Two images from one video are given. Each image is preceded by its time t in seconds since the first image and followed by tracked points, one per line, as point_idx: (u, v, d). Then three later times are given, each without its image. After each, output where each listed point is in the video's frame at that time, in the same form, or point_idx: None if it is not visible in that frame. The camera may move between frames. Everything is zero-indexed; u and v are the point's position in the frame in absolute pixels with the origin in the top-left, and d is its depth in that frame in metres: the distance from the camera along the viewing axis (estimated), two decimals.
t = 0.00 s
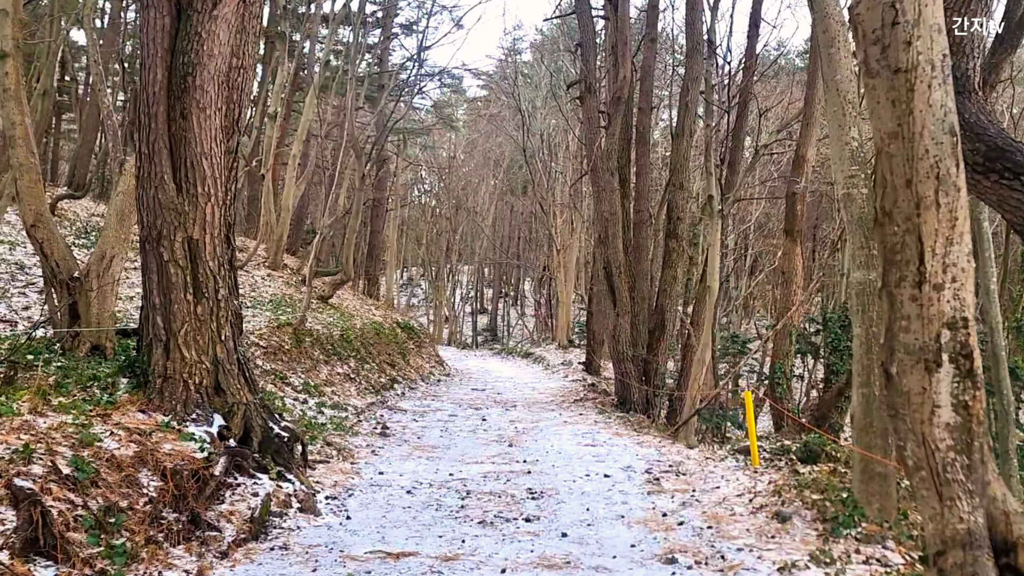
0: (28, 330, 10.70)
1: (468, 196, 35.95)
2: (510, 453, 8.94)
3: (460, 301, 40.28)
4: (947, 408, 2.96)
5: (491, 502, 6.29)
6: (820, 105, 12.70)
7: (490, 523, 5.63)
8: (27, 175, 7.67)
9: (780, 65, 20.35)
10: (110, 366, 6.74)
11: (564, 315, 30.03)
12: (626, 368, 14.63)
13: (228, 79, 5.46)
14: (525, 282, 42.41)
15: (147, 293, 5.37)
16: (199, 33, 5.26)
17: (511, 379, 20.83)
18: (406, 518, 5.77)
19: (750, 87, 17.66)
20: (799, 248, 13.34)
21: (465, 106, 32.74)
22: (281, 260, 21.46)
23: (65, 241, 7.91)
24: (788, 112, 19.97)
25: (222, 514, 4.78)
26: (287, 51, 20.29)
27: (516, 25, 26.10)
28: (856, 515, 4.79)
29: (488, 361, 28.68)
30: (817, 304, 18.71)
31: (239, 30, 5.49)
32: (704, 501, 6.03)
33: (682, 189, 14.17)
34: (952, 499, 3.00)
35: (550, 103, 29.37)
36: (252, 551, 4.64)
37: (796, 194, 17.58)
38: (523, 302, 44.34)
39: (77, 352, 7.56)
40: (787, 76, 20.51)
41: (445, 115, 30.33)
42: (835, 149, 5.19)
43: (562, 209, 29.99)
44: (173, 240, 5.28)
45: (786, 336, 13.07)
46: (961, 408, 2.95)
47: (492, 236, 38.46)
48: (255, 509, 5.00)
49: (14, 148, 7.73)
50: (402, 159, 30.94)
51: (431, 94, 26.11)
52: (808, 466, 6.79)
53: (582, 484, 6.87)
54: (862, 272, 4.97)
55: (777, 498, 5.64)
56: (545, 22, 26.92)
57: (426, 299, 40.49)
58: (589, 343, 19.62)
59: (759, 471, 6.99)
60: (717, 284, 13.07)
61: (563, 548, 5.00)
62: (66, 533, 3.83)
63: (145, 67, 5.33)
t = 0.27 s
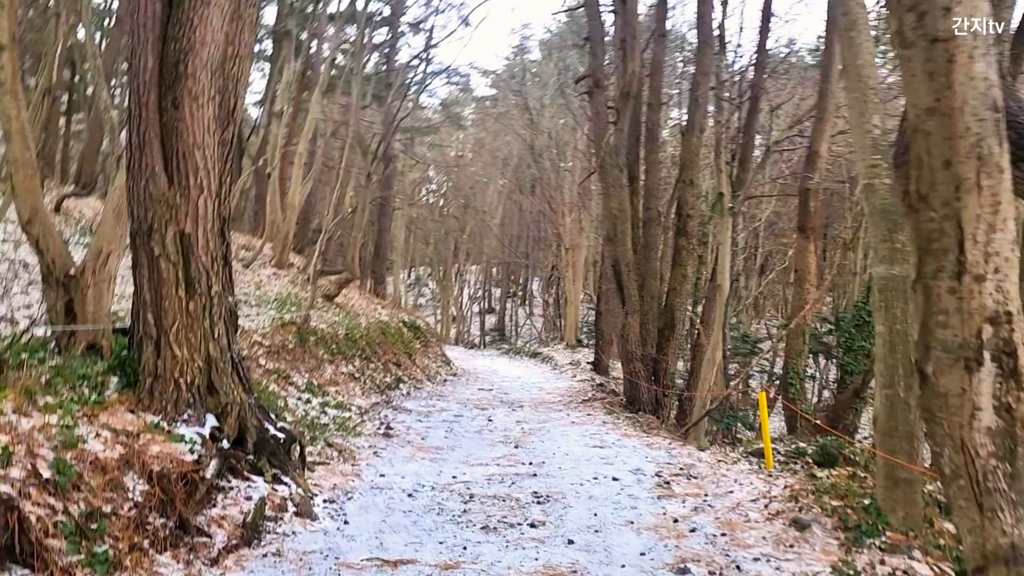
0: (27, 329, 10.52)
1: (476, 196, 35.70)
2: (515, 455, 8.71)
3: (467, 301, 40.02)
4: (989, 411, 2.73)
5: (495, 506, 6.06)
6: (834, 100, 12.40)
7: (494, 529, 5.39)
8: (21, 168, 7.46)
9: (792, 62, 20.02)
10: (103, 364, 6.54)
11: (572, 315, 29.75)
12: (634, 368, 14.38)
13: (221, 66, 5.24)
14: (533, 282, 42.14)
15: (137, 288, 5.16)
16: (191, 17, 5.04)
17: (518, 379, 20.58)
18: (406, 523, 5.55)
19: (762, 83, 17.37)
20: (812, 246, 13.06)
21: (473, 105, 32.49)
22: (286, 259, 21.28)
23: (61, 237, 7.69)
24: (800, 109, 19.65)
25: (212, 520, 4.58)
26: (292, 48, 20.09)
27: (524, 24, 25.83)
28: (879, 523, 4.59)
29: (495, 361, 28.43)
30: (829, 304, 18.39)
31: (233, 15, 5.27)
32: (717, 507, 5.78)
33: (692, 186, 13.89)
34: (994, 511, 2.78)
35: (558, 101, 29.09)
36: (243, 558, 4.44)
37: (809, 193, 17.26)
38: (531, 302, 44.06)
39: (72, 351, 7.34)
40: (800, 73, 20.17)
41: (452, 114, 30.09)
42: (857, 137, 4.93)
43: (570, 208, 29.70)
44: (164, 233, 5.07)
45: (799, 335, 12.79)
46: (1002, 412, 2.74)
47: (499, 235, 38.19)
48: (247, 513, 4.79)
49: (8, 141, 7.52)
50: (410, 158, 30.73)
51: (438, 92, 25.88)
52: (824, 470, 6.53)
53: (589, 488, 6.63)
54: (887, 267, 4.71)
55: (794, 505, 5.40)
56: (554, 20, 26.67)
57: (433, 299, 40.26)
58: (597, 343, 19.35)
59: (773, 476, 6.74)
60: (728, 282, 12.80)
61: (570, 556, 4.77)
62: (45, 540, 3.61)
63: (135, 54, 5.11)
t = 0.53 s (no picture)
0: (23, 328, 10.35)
1: (482, 193, 35.47)
2: (518, 457, 8.50)
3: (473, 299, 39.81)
4: None
5: (496, 513, 5.84)
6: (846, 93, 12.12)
7: (494, 539, 5.17)
8: (11, 164, 7.24)
9: (802, 56, 19.70)
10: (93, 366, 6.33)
11: (579, 313, 29.49)
12: (641, 368, 14.14)
13: (209, 56, 5.03)
14: (540, 280, 41.88)
15: (123, 288, 4.96)
16: (178, 5, 4.83)
17: (525, 378, 20.37)
18: (403, 531, 5.35)
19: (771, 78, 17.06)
20: (824, 243, 12.78)
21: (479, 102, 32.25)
22: (290, 257, 21.11)
23: (54, 234, 7.46)
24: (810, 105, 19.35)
25: (200, 529, 4.38)
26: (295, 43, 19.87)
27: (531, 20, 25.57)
28: (900, 536, 4.47)
29: (501, 359, 28.24)
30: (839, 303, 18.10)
31: (223, 3, 5.05)
32: (727, 515, 5.55)
33: (701, 182, 13.64)
34: None
35: (565, 97, 28.82)
36: (230, 571, 4.22)
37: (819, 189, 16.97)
38: (538, 300, 43.82)
39: (64, 352, 7.11)
40: (810, 68, 19.87)
41: (458, 111, 29.86)
42: (876, 129, 4.68)
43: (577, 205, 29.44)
44: (150, 231, 4.87)
45: (810, 335, 12.52)
46: None
47: (506, 233, 37.95)
48: (236, 522, 4.58)
49: None
50: (415, 155, 30.52)
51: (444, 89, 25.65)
52: (839, 476, 6.30)
53: (594, 494, 6.41)
54: (907, 266, 4.49)
55: (809, 514, 5.17)
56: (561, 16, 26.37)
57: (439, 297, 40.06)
58: (604, 342, 19.11)
59: (785, 481, 6.50)
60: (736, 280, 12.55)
61: (574, 569, 4.54)
62: (17, 553, 3.38)
63: (120, 44, 4.90)
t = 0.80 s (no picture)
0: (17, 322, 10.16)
1: (488, 189, 35.19)
2: (521, 456, 8.27)
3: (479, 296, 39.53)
4: None
5: (496, 515, 5.61)
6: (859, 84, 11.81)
7: (493, 542, 4.94)
8: None
9: (812, 49, 19.37)
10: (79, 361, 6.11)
11: (585, 310, 29.21)
12: (648, 365, 13.89)
13: (194, 36, 4.81)
14: (546, 277, 41.58)
15: (105, 279, 4.75)
16: None
17: (529, 375, 20.11)
18: (398, 534, 5.12)
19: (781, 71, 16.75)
20: (835, 237, 12.50)
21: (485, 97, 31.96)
22: (293, 252, 20.91)
23: (43, 226, 7.23)
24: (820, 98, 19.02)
25: (182, 532, 4.16)
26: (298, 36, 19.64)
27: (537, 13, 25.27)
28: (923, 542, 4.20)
29: (506, 356, 28.00)
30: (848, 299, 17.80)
31: None
32: (737, 518, 5.30)
33: (709, 175, 13.36)
34: None
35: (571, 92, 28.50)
36: None
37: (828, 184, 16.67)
38: (544, 296, 43.52)
39: (53, 347, 6.89)
40: (820, 61, 19.52)
41: (463, 105, 29.58)
42: (897, 112, 4.42)
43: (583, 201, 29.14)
44: (132, 219, 4.65)
45: (820, 331, 12.25)
46: None
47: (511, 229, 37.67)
48: (222, 524, 4.37)
49: None
50: (420, 150, 30.26)
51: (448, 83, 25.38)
52: (853, 477, 6.04)
53: (598, 495, 6.17)
54: (929, 256, 4.24)
55: (824, 518, 4.92)
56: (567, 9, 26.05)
57: (444, 294, 39.80)
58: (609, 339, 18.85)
59: (797, 483, 6.25)
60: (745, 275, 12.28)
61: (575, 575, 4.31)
62: None
63: (101, 23, 4.68)
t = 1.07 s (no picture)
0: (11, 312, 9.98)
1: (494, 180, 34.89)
2: (523, 451, 8.05)
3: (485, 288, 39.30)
4: None
5: (495, 514, 5.39)
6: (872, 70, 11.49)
7: (490, 544, 4.71)
8: None
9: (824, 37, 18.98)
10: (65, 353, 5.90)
11: (592, 302, 28.95)
12: (655, 358, 13.64)
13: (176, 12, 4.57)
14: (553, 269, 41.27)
15: (85, 268, 4.53)
16: None
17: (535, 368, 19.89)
18: (392, 534, 4.90)
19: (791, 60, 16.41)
20: (846, 227, 12.20)
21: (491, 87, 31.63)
22: (296, 243, 20.70)
23: (31, 214, 7.01)
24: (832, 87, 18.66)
25: (163, 533, 3.95)
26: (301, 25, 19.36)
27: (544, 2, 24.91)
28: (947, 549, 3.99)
29: (512, 348, 27.78)
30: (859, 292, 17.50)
31: None
32: (747, 518, 5.06)
33: (717, 164, 13.07)
34: None
35: (578, 83, 28.14)
36: None
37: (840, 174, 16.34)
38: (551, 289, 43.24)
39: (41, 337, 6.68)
40: (832, 49, 19.14)
41: (469, 96, 29.29)
42: (920, 88, 4.15)
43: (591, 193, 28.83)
44: (111, 204, 4.43)
45: (831, 323, 11.97)
46: None
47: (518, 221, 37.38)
48: (206, 524, 4.16)
49: None
50: (426, 141, 30.00)
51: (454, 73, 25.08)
52: (868, 475, 5.78)
53: (602, 493, 5.94)
54: (956, 243, 3.99)
55: (839, 519, 4.68)
56: None
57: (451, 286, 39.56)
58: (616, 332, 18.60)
59: (810, 481, 6.00)
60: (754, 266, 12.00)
61: None
62: None
63: None
